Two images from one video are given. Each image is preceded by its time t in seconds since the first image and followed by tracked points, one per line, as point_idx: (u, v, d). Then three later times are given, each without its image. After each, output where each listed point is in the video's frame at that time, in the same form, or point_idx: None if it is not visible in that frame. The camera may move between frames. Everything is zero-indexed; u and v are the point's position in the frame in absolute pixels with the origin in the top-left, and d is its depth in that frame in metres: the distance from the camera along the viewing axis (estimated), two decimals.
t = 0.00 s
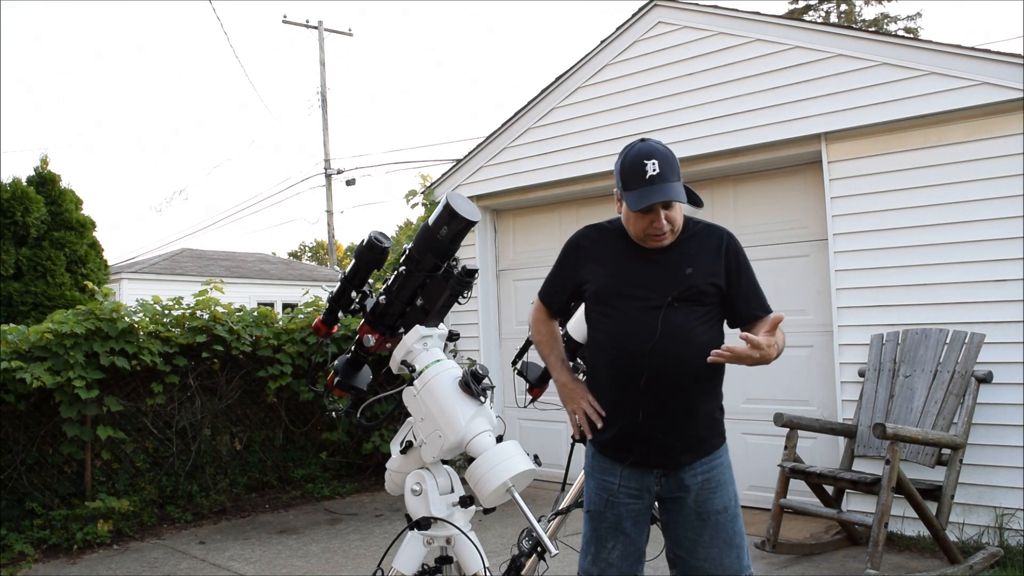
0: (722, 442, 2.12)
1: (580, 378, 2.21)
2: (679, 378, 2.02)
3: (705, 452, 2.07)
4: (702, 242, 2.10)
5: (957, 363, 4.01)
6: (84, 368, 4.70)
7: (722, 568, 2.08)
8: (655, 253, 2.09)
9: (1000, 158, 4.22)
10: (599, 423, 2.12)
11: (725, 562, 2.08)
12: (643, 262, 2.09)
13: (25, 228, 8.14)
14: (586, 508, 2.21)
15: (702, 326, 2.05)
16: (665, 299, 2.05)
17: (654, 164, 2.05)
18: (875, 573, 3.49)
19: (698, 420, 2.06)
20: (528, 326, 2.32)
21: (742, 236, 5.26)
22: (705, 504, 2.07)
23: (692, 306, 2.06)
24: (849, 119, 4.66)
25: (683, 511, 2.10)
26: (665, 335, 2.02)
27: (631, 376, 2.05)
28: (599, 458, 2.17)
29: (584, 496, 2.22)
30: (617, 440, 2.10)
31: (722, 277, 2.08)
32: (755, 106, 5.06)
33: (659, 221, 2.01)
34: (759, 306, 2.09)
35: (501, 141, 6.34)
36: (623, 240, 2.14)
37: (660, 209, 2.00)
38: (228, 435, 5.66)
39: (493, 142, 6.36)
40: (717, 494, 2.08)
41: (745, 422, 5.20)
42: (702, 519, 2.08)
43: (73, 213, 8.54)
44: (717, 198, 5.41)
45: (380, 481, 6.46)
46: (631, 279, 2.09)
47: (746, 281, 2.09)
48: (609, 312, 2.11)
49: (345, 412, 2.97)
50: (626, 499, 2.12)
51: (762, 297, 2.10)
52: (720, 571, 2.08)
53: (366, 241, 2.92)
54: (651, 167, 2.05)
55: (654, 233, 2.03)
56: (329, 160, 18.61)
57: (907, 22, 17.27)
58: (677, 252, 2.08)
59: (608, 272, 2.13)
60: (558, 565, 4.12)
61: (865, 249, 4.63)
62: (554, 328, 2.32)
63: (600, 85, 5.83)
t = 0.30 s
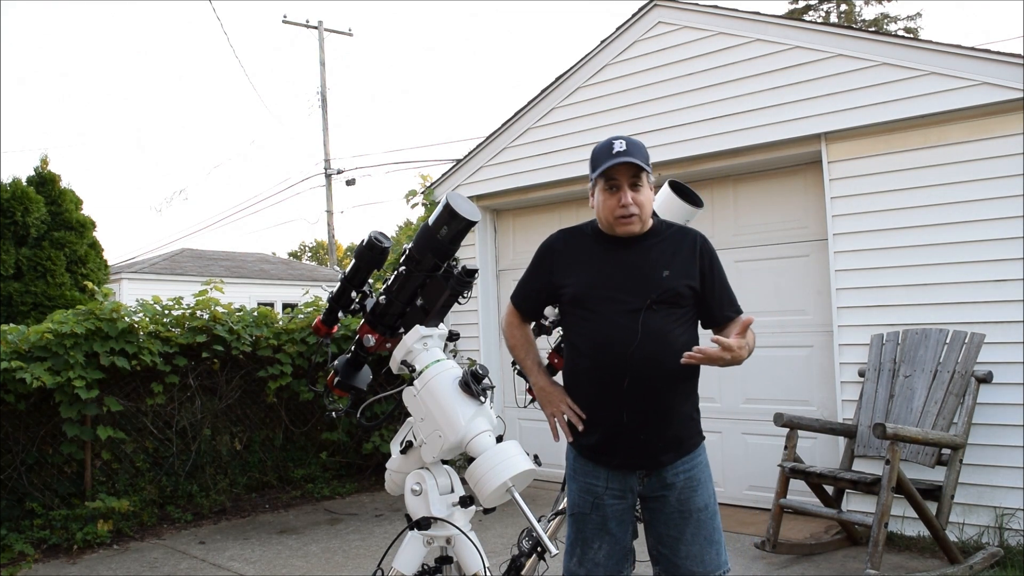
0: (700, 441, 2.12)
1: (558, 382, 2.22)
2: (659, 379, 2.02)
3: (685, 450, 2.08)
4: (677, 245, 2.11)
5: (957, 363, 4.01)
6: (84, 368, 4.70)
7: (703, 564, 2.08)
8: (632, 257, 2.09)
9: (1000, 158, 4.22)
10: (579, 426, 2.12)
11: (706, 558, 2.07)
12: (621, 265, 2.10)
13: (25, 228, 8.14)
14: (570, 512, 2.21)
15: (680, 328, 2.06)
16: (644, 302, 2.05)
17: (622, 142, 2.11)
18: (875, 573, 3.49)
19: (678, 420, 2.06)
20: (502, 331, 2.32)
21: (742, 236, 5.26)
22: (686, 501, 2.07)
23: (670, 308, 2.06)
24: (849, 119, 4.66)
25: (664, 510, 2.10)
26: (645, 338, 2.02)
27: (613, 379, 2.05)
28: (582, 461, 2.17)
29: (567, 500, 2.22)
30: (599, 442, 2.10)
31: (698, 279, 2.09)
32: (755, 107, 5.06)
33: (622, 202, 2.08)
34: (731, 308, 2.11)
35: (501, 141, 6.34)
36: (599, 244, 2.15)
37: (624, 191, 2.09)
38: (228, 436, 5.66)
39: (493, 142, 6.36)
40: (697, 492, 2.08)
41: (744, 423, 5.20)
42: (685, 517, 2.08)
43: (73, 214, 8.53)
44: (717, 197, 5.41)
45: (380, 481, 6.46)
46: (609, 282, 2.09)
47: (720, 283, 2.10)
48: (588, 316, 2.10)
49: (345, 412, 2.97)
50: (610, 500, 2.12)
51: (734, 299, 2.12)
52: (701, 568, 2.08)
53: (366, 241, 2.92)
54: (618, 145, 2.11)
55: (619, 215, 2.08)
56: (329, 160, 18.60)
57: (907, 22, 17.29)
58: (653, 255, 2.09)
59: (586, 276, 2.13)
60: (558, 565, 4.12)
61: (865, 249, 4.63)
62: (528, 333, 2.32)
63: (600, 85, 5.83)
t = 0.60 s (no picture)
0: (694, 438, 2.11)
1: (550, 384, 2.23)
2: (645, 378, 2.02)
3: (678, 448, 2.06)
4: (658, 242, 2.10)
5: (957, 363, 4.01)
6: (84, 368, 4.70)
7: (701, 562, 2.06)
8: (613, 258, 2.10)
9: (1000, 158, 4.22)
10: (571, 428, 2.14)
11: (704, 555, 2.06)
12: (602, 266, 2.10)
13: (25, 228, 8.14)
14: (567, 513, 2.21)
15: (666, 325, 2.04)
16: (627, 301, 2.05)
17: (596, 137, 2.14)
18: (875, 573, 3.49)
19: (669, 418, 2.05)
20: (494, 338, 2.37)
21: (742, 236, 5.26)
22: (682, 499, 2.06)
23: (654, 305, 2.05)
24: (849, 119, 4.66)
25: (660, 508, 2.09)
26: (629, 337, 2.02)
27: (601, 381, 2.06)
28: (576, 462, 2.18)
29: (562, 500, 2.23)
30: (590, 443, 2.11)
31: (681, 274, 2.07)
32: (755, 107, 5.06)
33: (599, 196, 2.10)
34: (718, 301, 2.07)
35: (501, 141, 6.34)
36: (582, 246, 2.16)
37: (601, 185, 2.12)
38: (228, 435, 5.66)
39: (493, 142, 6.36)
40: (693, 489, 2.07)
41: (745, 423, 5.20)
42: (681, 514, 2.06)
43: (73, 213, 8.53)
44: (717, 197, 5.41)
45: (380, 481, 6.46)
46: (592, 284, 2.10)
47: (705, 276, 2.08)
48: (574, 319, 2.12)
49: (345, 412, 2.97)
50: (604, 499, 2.12)
51: (721, 291, 2.09)
52: (699, 565, 2.06)
53: (367, 241, 2.92)
54: (593, 140, 2.13)
55: (597, 208, 2.10)
56: (329, 160, 18.60)
57: (907, 22, 17.28)
58: (635, 253, 2.09)
59: (570, 279, 2.14)
60: (558, 565, 4.12)
61: (866, 249, 4.63)
62: (521, 338, 2.38)
63: (600, 85, 5.83)
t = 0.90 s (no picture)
0: (693, 436, 2.11)
1: (548, 386, 2.23)
2: (642, 378, 2.02)
3: (676, 447, 2.07)
4: (652, 241, 2.10)
5: (957, 363, 4.01)
6: (84, 368, 4.70)
7: (701, 562, 2.06)
8: (608, 259, 2.10)
9: (1000, 158, 4.22)
10: (570, 428, 2.14)
11: (704, 554, 2.06)
12: (597, 267, 2.10)
13: (25, 228, 8.14)
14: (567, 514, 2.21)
15: (663, 324, 2.04)
16: (623, 302, 2.05)
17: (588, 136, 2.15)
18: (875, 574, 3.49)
19: (668, 417, 2.05)
20: (491, 339, 2.37)
21: (742, 236, 5.26)
22: (681, 498, 2.06)
23: (649, 305, 2.05)
24: (849, 119, 4.66)
25: (659, 507, 2.09)
26: (625, 338, 2.02)
27: (599, 382, 2.06)
28: (576, 463, 2.18)
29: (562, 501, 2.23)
30: (589, 445, 2.11)
31: (676, 273, 2.07)
32: (755, 107, 5.06)
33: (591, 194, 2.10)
34: (713, 299, 2.07)
35: (501, 141, 6.34)
36: (576, 247, 2.16)
37: (593, 185, 2.12)
38: (228, 435, 5.66)
39: (493, 142, 6.36)
40: (692, 487, 2.07)
41: (745, 423, 5.20)
42: (680, 513, 2.06)
43: (73, 214, 8.53)
44: (717, 198, 5.41)
45: (380, 481, 6.46)
46: (588, 285, 2.10)
47: (700, 274, 2.08)
48: (570, 321, 2.11)
49: (345, 412, 2.97)
50: (604, 500, 2.12)
51: (717, 289, 2.09)
52: (699, 564, 2.06)
53: (367, 241, 2.92)
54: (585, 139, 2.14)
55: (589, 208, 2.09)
56: (329, 160, 18.60)
57: (907, 22, 17.28)
58: (630, 254, 2.08)
59: (565, 280, 2.14)
60: (558, 565, 4.12)
61: (865, 249, 4.63)
62: (518, 339, 2.38)
63: (600, 85, 5.83)
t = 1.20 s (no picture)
0: (697, 435, 2.11)
1: (549, 386, 2.23)
2: (646, 379, 2.03)
3: (681, 447, 2.07)
4: (654, 241, 2.10)
5: (957, 363, 4.01)
6: (84, 368, 4.70)
7: (706, 560, 2.07)
8: (610, 260, 2.09)
9: (1000, 158, 4.22)
10: (573, 430, 2.14)
11: (708, 552, 2.07)
12: (599, 268, 2.09)
13: (25, 228, 8.14)
14: (570, 516, 2.21)
15: (665, 325, 2.05)
16: (626, 304, 2.05)
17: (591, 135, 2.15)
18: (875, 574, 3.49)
19: (671, 417, 2.05)
20: (490, 339, 2.37)
21: (742, 236, 5.26)
22: (686, 495, 2.06)
23: (652, 306, 2.05)
24: (849, 120, 4.66)
25: (664, 506, 2.09)
26: (629, 339, 2.02)
27: (602, 384, 2.06)
28: (579, 465, 2.17)
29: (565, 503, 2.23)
30: (593, 447, 2.11)
31: (678, 273, 2.07)
32: (755, 107, 5.06)
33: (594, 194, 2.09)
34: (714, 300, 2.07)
35: (501, 141, 6.34)
36: (577, 248, 2.15)
37: (597, 184, 2.11)
38: (228, 435, 5.66)
39: (493, 142, 6.36)
40: (696, 485, 2.07)
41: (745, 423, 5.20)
42: (685, 511, 2.06)
43: (73, 213, 8.54)
44: (717, 198, 5.41)
45: (380, 481, 6.46)
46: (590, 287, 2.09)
47: (702, 274, 2.08)
48: (572, 322, 2.11)
49: (345, 412, 2.97)
50: (609, 501, 2.11)
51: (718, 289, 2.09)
52: (704, 563, 2.07)
53: (366, 241, 2.92)
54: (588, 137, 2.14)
55: (592, 207, 2.08)
56: (329, 160, 18.60)
57: (907, 22, 17.29)
58: (631, 255, 2.08)
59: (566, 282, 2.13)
60: (559, 565, 4.12)
61: (865, 248, 4.63)
62: (517, 340, 2.38)
63: (600, 85, 5.83)
